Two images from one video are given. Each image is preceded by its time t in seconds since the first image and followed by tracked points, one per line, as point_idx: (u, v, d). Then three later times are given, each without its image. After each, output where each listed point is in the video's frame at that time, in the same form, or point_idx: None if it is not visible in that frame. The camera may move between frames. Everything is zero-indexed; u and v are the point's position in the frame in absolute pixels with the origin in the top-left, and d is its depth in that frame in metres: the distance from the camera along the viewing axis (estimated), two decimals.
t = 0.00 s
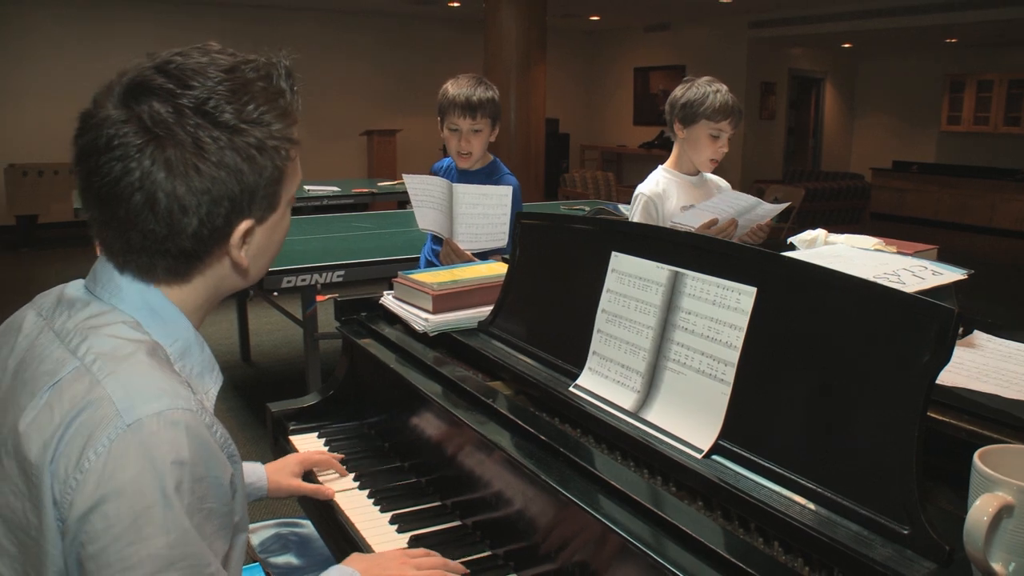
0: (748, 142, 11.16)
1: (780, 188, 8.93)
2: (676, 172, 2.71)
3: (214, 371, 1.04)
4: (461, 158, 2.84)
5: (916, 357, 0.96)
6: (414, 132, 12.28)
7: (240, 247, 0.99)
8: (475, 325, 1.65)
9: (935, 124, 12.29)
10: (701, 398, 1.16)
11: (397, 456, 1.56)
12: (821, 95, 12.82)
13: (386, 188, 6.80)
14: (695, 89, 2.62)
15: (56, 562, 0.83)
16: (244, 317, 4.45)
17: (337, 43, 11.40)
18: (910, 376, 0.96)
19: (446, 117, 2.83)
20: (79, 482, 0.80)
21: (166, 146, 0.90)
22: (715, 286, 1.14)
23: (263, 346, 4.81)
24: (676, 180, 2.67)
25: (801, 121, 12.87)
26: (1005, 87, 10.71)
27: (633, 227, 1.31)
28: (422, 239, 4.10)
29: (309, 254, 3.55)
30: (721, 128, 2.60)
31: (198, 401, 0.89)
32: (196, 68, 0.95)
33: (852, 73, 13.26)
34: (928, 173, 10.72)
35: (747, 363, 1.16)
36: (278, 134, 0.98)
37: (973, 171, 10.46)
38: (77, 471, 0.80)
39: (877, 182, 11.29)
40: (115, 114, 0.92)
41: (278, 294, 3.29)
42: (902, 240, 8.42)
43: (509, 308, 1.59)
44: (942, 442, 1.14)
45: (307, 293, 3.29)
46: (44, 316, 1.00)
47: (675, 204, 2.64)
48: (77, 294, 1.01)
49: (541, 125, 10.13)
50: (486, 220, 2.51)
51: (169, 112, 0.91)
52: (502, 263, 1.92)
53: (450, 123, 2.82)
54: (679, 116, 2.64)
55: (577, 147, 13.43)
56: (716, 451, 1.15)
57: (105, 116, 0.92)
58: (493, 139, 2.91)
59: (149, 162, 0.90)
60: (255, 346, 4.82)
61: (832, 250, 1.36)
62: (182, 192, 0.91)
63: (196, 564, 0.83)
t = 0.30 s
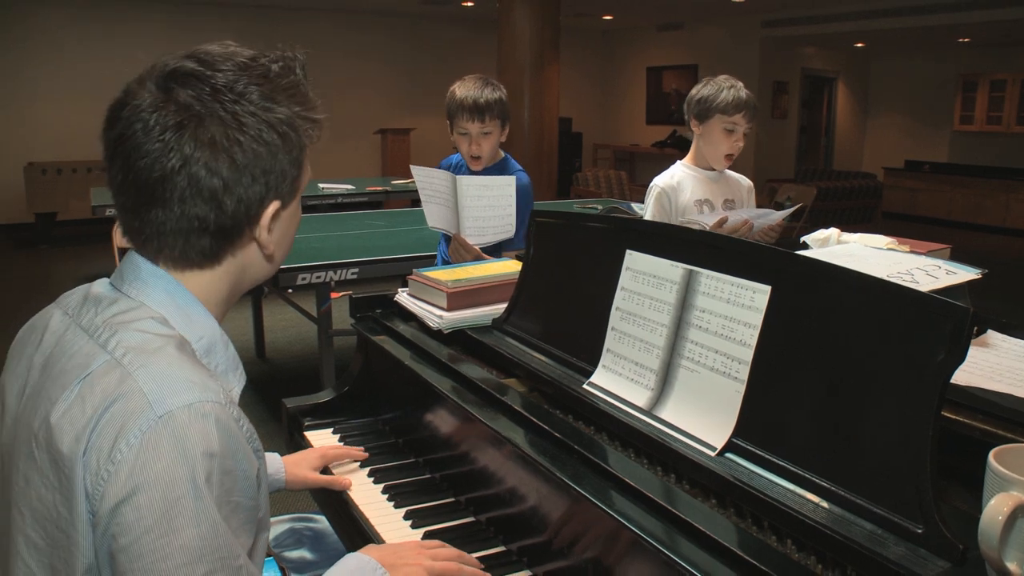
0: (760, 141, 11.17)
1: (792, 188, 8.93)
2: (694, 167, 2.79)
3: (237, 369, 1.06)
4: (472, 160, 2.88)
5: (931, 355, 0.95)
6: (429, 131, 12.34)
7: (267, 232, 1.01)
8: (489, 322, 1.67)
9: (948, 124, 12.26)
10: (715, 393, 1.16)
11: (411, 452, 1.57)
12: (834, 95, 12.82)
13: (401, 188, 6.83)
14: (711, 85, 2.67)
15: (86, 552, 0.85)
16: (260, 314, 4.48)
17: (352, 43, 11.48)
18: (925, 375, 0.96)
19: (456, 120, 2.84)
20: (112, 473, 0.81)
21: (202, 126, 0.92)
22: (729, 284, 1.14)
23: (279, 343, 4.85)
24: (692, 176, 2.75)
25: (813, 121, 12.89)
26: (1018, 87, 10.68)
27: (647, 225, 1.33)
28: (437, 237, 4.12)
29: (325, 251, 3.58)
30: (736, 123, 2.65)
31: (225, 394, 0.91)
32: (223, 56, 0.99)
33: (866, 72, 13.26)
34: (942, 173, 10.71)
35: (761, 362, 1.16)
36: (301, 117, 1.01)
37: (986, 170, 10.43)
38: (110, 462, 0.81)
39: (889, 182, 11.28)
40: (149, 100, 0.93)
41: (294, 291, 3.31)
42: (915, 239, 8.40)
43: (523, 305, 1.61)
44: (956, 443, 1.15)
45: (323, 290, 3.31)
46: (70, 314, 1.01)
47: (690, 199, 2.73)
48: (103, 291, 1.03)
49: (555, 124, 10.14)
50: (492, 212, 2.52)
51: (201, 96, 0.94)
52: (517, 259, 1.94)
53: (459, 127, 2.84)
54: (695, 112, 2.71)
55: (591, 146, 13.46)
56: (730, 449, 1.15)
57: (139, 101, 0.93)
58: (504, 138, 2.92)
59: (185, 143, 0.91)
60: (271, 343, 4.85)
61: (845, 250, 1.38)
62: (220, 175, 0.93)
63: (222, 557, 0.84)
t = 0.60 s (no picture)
0: (767, 141, 11.17)
1: (800, 187, 8.93)
2: (706, 167, 2.80)
3: (253, 367, 1.07)
4: (479, 160, 2.89)
5: (940, 355, 0.96)
6: (438, 130, 12.36)
7: (269, 235, 0.99)
8: (499, 320, 1.68)
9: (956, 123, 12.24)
10: (724, 392, 1.16)
11: (420, 449, 1.59)
12: (842, 94, 12.82)
13: (410, 186, 6.85)
14: (725, 85, 2.69)
15: (101, 543, 0.86)
16: (270, 311, 4.51)
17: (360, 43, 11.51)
18: (934, 374, 0.96)
19: (462, 123, 2.84)
20: (126, 467, 0.81)
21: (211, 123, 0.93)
22: (739, 284, 1.14)
23: (289, 340, 4.88)
24: (703, 175, 2.77)
25: (821, 120, 12.89)
26: None
27: (658, 225, 1.33)
28: (446, 236, 4.13)
29: (335, 250, 3.60)
30: (747, 123, 2.65)
31: (241, 391, 0.91)
32: (245, 57, 1.00)
33: (874, 71, 13.26)
34: (949, 173, 10.69)
35: (771, 362, 1.17)
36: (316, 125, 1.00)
37: (994, 170, 10.41)
38: (124, 456, 0.82)
39: (897, 181, 11.27)
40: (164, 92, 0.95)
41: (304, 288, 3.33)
42: (923, 239, 8.39)
43: (533, 303, 1.62)
44: (967, 444, 1.15)
45: (333, 288, 3.33)
46: (95, 310, 1.03)
47: (700, 197, 2.75)
48: (127, 289, 1.05)
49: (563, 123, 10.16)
50: (508, 205, 2.55)
51: (217, 94, 0.94)
52: (526, 259, 1.95)
53: (466, 130, 2.85)
54: (708, 111, 2.72)
55: (600, 144, 13.49)
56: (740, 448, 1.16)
57: (155, 93, 0.95)
58: (510, 137, 2.95)
59: (190, 136, 0.92)
60: (281, 340, 4.88)
61: (853, 250, 1.38)
62: (223, 172, 0.93)
63: (236, 553, 0.85)
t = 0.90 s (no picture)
0: (771, 141, 11.19)
1: (804, 188, 8.95)
2: (712, 167, 2.82)
3: (261, 364, 1.07)
4: (484, 158, 2.90)
5: (944, 356, 0.96)
6: (445, 130, 12.38)
7: (244, 236, 0.98)
8: (505, 319, 1.69)
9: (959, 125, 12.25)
10: (730, 391, 1.17)
11: (427, 448, 1.60)
12: (846, 95, 12.84)
13: (417, 186, 6.87)
14: (731, 86, 2.69)
15: (110, 537, 0.86)
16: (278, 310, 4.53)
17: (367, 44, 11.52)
18: (940, 374, 0.96)
19: (466, 120, 2.86)
20: (132, 462, 0.82)
21: (174, 112, 0.96)
22: (745, 283, 1.15)
23: (296, 339, 4.90)
24: (708, 176, 2.78)
25: (825, 121, 12.91)
26: None
27: (664, 225, 1.34)
28: (452, 236, 4.15)
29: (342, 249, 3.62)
30: (752, 125, 2.67)
31: (243, 386, 0.92)
32: (240, 55, 1.02)
33: (878, 72, 13.29)
34: (953, 174, 10.69)
35: (777, 362, 1.18)
36: (293, 121, 0.97)
37: (997, 171, 10.41)
38: (131, 451, 0.83)
39: (901, 182, 11.27)
40: (157, 86, 1.00)
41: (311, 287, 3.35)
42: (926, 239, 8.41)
43: (539, 302, 1.64)
44: (974, 445, 1.15)
45: (340, 287, 3.35)
46: (105, 307, 1.04)
47: (706, 197, 2.76)
48: (139, 287, 1.06)
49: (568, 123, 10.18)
50: (514, 197, 2.55)
51: (191, 88, 0.97)
52: (532, 258, 1.96)
53: (470, 127, 2.87)
54: (714, 111, 2.74)
55: (604, 145, 13.52)
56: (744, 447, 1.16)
57: (152, 87, 1.00)
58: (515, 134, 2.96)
59: (155, 124, 0.97)
60: (288, 338, 4.90)
61: (857, 251, 1.39)
62: (172, 159, 0.95)
63: (245, 545, 0.85)
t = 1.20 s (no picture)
0: (774, 141, 11.21)
1: (807, 188, 8.97)
2: (714, 168, 2.82)
3: (270, 367, 1.08)
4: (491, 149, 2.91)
5: (951, 357, 0.97)
6: (450, 130, 12.40)
7: (254, 239, 0.98)
8: (511, 318, 1.70)
9: (963, 125, 12.26)
10: (736, 392, 1.18)
11: (432, 447, 1.60)
12: (850, 96, 12.87)
13: (422, 185, 6.90)
14: (731, 88, 2.69)
15: (114, 541, 0.87)
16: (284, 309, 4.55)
17: (371, 44, 11.53)
18: (946, 375, 0.97)
19: (474, 113, 2.88)
20: (140, 467, 0.82)
21: (188, 113, 0.97)
22: (751, 283, 1.15)
23: (302, 337, 4.91)
24: (711, 177, 2.79)
25: (829, 122, 12.93)
26: None
27: (669, 224, 1.35)
28: (458, 236, 4.16)
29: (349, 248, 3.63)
30: (753, 128, 2.68)
31: (252, 390, 0.92)
32: (257, 58, 1.02)
33: (881, 72, 13.31)
34: (956, 174, 10.71)
35: (783, 362, 1.18)
36: (307, 128, 0.98)
37: (1000, 172, 10.41)
38: (139, 455, 0.83)
39: (904, 183, 11.30)
40: (172, 85, 1.01)
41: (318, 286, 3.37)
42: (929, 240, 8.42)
43: (544, 301, 1.64)
44: (980, 444, 1.16)
45: (346, 285, 3.37)
46: (115, 309, 1.05)
47: (709, 198, 2.77)
48: (147, 289, 1.06)
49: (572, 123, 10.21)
50: (522, 186, 2.56)
51: (205, 90, 0.98)
52: (538, 257, 1.97)
53: (478, 119, 2.88)
54: (714, 113, 2.74)
55: (609, 145, 13.56)
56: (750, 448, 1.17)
57: (167, 89, 1.01)
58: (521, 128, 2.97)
59: (168, 123, 0.97)
60: (294, 337, 4.92)
61: (862, 251, 1.40)
62: (184, 161, 0.96)
63: (252, 550, 0.86)
